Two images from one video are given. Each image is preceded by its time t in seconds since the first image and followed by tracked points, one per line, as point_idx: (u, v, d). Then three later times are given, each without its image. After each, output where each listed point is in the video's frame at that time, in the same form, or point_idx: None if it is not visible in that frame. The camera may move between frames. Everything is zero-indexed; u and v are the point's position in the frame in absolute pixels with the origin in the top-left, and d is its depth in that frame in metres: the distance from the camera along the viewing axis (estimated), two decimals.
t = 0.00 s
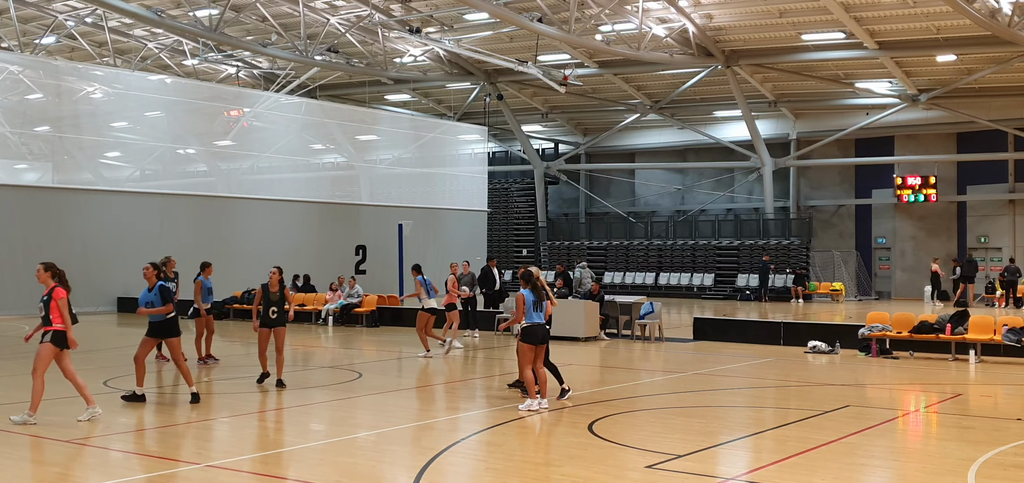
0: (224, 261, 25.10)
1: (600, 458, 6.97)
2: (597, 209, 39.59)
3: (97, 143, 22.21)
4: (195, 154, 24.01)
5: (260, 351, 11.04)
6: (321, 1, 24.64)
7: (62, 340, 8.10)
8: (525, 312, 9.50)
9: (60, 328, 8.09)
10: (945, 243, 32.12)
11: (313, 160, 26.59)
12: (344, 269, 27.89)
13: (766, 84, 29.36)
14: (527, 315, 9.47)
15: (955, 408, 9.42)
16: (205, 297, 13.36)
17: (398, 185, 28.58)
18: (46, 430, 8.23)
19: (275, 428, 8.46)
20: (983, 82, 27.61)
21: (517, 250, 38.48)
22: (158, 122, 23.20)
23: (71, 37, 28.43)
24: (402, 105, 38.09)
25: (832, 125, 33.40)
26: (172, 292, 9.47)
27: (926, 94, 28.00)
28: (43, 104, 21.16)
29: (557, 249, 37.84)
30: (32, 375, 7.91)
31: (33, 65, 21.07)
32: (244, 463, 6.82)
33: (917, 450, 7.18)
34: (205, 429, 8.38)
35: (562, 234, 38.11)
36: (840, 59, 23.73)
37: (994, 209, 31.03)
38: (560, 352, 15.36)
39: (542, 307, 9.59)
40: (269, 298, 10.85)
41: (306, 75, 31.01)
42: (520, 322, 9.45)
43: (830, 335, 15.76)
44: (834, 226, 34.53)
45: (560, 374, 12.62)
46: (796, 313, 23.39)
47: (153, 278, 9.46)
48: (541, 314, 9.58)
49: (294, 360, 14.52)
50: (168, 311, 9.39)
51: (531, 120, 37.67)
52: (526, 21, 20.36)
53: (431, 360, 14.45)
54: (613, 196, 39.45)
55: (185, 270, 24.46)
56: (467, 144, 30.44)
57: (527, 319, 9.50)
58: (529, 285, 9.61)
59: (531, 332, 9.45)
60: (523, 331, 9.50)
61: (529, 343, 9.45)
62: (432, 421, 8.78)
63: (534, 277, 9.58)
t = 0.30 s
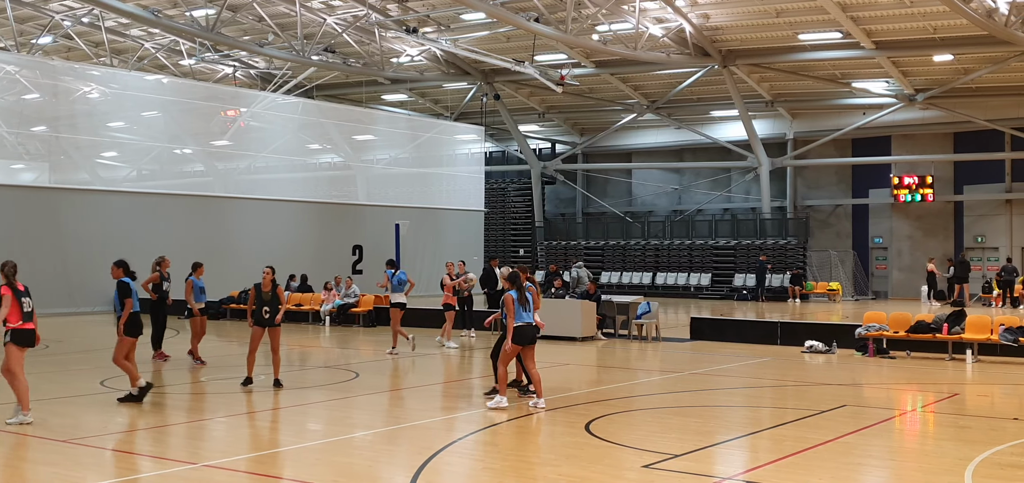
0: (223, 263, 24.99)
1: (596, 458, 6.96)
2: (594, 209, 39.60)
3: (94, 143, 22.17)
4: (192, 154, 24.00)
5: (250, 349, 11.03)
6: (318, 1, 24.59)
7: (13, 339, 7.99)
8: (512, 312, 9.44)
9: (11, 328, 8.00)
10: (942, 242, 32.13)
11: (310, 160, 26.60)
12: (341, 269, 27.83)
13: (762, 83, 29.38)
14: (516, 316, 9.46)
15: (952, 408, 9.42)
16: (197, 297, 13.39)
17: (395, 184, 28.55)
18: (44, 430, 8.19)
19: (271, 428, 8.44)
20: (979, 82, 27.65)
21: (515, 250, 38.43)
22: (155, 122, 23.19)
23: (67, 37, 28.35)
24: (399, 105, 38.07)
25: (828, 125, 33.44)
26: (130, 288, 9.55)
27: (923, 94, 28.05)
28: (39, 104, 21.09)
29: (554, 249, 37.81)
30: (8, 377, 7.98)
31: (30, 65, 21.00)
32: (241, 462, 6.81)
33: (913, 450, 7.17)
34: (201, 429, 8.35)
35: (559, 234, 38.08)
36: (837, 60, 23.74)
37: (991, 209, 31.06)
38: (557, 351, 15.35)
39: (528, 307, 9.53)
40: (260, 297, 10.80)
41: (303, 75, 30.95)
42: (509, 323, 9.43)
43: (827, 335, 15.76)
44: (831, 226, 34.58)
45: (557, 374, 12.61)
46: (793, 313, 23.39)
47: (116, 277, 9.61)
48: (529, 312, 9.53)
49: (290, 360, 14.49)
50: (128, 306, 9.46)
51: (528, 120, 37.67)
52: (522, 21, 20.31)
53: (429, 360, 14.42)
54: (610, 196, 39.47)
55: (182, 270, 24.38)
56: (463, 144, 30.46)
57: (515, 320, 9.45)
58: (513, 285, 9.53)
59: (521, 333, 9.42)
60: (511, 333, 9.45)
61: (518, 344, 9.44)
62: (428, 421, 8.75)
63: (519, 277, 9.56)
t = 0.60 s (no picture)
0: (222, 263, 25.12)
1: (594, 458, 6.96)
2: (591, 209, 39.62)
3: (91, 143, 22.04)
4: (189, 154, 23.89)
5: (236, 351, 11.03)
6: (316, 1, 24.56)
7: None
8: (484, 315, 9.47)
9: None
10: (939, 243, 32.13)
11: (308, 160, 26.43)
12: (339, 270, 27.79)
13: (760, 84, 29.39)
14: (489, 318, 9.47)
15: (949, 408, 9.43)
16: (190, 298, 13.36)
17: (393, 185, 28.49)
18: (42, 430, 8.17)
19: (269, 428, 8.43)
20: (976, 82, 27.70)
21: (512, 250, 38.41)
22: (152, 122, 23.14)
23: (65, 37, 28.32)
24: (397, 105, 38.06)
25: (827, 125, 33.46)
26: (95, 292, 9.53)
27: (921, 95, 28.09)
28: (37, 104, 21.07)
29: (552, 249, 37.83)
30: None
31: (28, 65, 20.99)
32: (239, 462, 6.80)
33: (910, 450, 7.18)
34: (198, 429, 8.34)
35: (556, 234, 38.04)
36: (834, 60, 23.76)
37: (988, 209, 31.10)
38: (555, 351, 15.37)
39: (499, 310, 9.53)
40: (244, 301, 10.70)
41: (300, 75, 30.90)
42: (481, 324, 9.44)
43: (825, 335, 15.77)
44: (829, 226, 34.62)
45: (555, 374, 12.60)
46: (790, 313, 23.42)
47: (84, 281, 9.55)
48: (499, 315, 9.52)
49: (288, 360, 14.48)
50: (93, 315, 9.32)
51: (525, 120, 37.71)
52: (520, 21, 20.29)
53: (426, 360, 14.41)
54: (608, 196, 39.48)
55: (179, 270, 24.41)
56: (461, 144, 30.40)
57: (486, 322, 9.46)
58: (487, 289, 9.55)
59: (494, 335, 9.44)
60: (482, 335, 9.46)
61: (489, 346, 9.45)
62: (426, 421, 8.74)
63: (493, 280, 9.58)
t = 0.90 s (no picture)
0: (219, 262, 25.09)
1: (593, 457, 6.95)
2: (589, 209, 39.61)
3: (89, 143, 22.10)
4: (187, 154, 23.89)
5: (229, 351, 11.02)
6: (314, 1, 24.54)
7: None
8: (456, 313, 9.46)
9: None
10: (937, 243, 32.13)
11: (307, 160, 26.50)
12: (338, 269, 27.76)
13: (758, 84, 29.40)
14: (460, 316, 9.46)
15: (947, 408, 9.43)
16: (180, 296, 13.35)
17: (391, 184, 28.47)
18: (41, 430, 8.17)
19: (267, 427, 8.42)
20: (973, 82, 27.72)
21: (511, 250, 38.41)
22: (150, 122, 23.09)
23: (63, 36, 28.29)
24: (395, 105, 38.04)
25: (825, 125, 33.47)
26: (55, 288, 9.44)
27: (919, 95, 28.11)
28: (35, 104, 21.09)
29: (550, 248, 37.81)
30: None
31: (26, 65, 21.02)
32: (238, 462, 6.79)
33: (909, 450, 7.18)
34: (196, 429, 8.33)
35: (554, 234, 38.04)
36: (832, 60, 23.76)
37: (987, 209, 31.12)
38: (553, 351, 15.36)
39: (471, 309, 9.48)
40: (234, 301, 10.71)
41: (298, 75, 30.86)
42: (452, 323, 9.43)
43: (823, 335, 15.77)
44: (827, 226, 34.64)
45: (553, 373, 12.59)
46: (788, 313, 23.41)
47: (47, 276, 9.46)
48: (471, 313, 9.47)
49: (286, 360, 14.47)
50: (38, 310, 9.27)
51: (523, 120, 37.75)
52: (518, 21, 20.27)
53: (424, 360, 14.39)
54: (606, 196, 39.48)
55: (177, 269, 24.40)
56: (460, 144, 30.36)
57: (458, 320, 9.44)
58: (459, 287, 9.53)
59: (466, 333, 9.39)
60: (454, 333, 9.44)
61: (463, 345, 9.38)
62: (424, 421, 8.74)
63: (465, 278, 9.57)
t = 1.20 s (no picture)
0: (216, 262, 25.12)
1: (591, 457, 6.94)
2: (587, 209, 39.58)
3: (88, 143, 22.07)
4: (186, 154, 23.86)
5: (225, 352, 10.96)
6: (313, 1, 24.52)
7: None
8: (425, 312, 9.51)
9: None
10: (935, 243, 32.15)
11: (305, 160, 26.44)
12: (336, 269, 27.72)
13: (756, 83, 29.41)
14: (430, 315, 9.49)
15: (946, 408, 9.43)
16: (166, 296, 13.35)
17: (390, 184, 28.43)
18: (38, 430, 8.15)
19: (265, 427, 8.40)
20: (971, 82, 27.75)
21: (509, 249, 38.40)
22: (149, 122, 23.06)
23: (61, 37, 28.26)
24: (393, 105, 38.01)
25: (823, 125, 33.48)
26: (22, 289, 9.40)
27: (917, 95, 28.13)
28: (34, 104, 21.11)
29: (548, 248, 37.79)
30: None
31: (24, 65, 21.04)
32: (236, 462, 6.77)
33: (908, 450, 7.17)
34: (193, 429, 8.31)
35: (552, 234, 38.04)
36: (830, 60, 23.77)
37: (985, 209, 31.15)
38: (551, 351, 15.35)
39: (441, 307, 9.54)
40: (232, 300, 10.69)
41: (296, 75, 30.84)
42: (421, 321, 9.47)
43: (822, 335, 15.76)
44: (826, 226, 34.63)
45: (551, 374, 12.57)
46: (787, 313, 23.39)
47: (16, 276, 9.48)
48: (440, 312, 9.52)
49: (284, 360, 14.45)
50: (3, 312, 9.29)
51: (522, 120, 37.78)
52: (516, 20, 20.24)
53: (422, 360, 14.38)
54: (604, 196, 39.46)
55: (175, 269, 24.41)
56: (458, 144, 30.31)
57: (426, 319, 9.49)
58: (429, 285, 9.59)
59: (433, 333, 9.41)
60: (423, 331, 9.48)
61: (430, 343, 9.41)
62: (422, 422, 8.72)
63: (437, 278, 9.66)
